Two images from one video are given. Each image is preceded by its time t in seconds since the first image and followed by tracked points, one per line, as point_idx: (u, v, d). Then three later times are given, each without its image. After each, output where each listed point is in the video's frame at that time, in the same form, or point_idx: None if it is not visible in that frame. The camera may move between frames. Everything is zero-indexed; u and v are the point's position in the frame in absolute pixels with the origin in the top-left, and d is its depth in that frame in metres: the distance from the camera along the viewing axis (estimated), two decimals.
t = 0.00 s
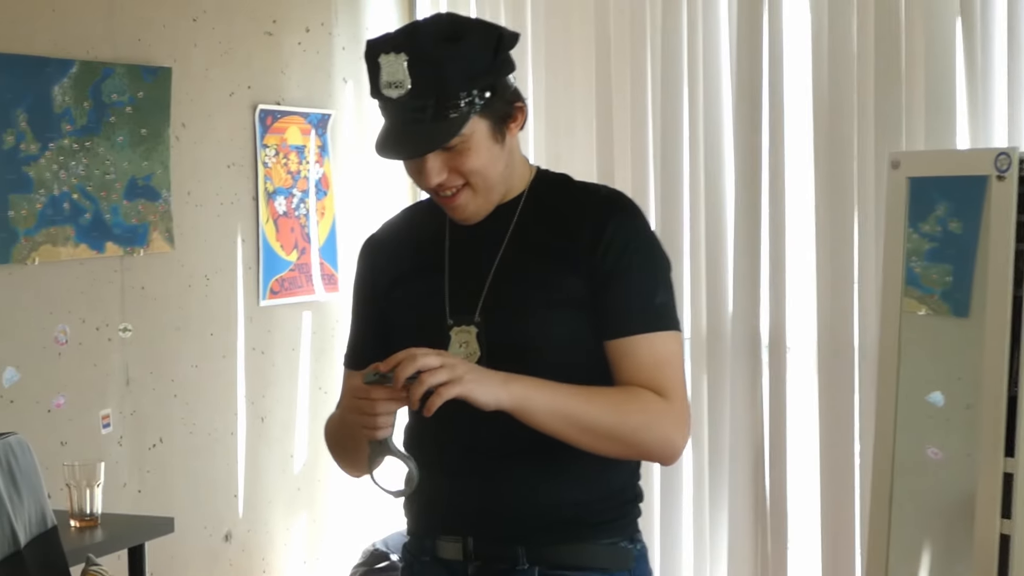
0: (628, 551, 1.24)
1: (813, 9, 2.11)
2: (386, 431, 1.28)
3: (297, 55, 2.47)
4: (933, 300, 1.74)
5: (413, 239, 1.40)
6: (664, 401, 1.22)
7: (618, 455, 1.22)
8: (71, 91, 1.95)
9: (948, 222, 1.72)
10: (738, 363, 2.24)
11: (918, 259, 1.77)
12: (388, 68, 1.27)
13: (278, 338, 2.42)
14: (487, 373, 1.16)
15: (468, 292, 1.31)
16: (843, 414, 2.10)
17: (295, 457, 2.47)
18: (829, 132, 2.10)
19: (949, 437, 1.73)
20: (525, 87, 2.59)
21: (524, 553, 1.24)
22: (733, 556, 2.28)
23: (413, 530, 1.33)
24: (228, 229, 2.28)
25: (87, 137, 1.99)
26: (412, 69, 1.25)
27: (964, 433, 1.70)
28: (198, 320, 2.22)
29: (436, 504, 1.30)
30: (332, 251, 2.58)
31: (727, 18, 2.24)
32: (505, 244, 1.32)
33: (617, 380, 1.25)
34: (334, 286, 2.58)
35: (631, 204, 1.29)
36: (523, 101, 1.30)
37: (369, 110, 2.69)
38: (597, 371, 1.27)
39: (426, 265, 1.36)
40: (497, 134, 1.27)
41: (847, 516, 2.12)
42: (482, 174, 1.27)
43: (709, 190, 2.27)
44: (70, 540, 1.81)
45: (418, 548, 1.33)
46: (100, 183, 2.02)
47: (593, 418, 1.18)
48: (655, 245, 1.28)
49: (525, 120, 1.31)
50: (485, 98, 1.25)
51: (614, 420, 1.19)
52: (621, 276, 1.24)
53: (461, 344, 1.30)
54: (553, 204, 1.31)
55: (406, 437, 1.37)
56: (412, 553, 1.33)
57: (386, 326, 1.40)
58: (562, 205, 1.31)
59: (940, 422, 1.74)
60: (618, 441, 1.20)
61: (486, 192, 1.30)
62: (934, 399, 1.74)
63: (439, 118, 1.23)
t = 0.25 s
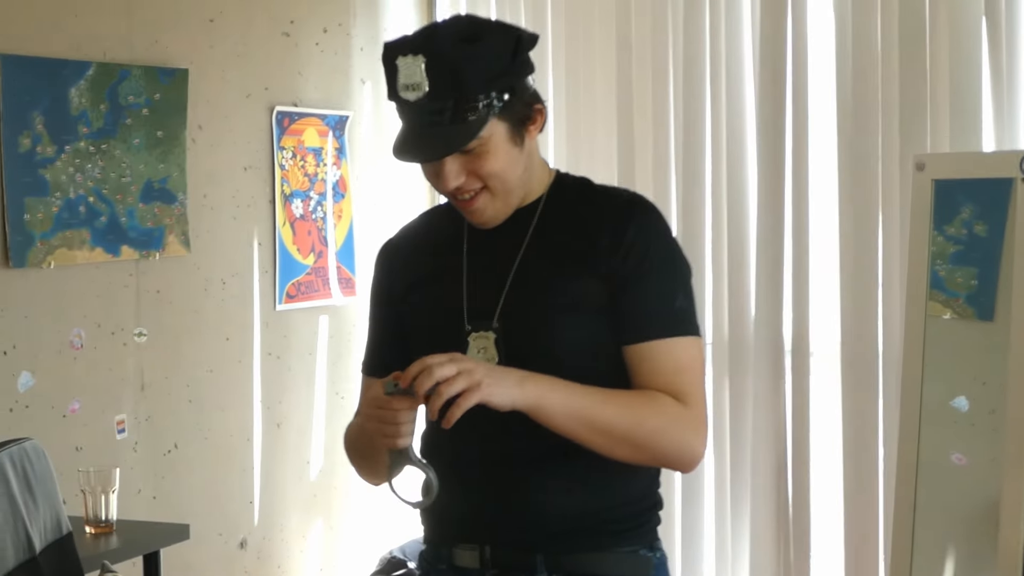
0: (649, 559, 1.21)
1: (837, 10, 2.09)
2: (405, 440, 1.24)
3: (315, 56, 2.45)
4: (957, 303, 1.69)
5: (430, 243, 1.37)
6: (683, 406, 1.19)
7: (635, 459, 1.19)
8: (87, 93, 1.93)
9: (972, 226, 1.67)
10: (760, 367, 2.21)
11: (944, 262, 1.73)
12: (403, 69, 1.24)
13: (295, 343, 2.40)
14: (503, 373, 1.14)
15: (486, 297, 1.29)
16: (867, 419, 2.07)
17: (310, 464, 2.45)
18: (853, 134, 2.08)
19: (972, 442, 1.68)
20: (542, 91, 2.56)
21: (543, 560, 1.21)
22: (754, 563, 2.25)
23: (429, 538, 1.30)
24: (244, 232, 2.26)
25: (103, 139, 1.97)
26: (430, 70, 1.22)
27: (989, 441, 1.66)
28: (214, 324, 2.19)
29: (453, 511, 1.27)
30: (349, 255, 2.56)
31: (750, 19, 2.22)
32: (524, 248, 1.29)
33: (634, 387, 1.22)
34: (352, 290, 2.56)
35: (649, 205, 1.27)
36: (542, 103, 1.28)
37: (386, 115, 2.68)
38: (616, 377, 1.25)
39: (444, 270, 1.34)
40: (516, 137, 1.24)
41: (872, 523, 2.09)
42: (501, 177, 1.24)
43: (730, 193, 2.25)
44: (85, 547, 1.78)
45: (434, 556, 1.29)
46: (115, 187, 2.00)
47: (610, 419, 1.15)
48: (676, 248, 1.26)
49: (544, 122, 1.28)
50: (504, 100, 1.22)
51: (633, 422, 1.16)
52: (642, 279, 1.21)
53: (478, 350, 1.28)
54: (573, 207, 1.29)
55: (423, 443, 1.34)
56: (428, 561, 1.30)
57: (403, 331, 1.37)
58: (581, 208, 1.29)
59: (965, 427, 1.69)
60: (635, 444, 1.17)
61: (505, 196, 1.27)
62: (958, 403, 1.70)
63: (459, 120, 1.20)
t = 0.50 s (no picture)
0: (652, 560, 1.22)
1: (841, 13, 2.09)
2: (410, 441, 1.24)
3: (318, 58, 2.45)
4: (961, 305, 1.69)
5: (433, 244, 1.37)
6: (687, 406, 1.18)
7: (637, 461, 1.18)
8: (91, 95, 1.93)
9: (976, 226, 1.67)
10: (764, 370, 2.21)
11: (947, 263, 1.72)
12: (406, 70, 1.24)
13: (298, 345, 2.40)
14: (505, 377, 1.13)
15: (488, 300, 1.29)
16: (871, 422, 2.07)
17: (313, 466, 2.45)
18: (857, 136, 2.08)
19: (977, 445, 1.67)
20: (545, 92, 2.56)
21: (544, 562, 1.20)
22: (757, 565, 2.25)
23: (432, 539, 1.30)
24: (248, 235, 2.26)
25: (107, 141, 1.96)
26: (432, 71, 1.22)
27: (993, 443, 1.65)
28: (217, 326, 2.19)
29: (454, 512, 1.27)
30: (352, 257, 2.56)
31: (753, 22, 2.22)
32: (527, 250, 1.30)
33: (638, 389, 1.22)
34: (354, 292, 2.56)
35: (652, 209, 1.27)
36: (546, 104, 1.28)
37: (390, 117, 2.68)
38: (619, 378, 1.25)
39: (447, 272, 1.34)
40: (519, 138, 1.24)
41: (876, 526, 2.09)
42: (504, 178, 1.24)
43: (734, 195, 2.25)
44: (90, 550, 1.78)
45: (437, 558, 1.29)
46: (118, 189, 1.99)
47: (614, 418, 1.14)
48: (680, 250, 1.25)
49: (547, 124, 1.29)
50: (507, 101, 1.22)
51: (637, 421, 1.15)
52: (645, 281, 1.21)
53: (482, 351, 1.28)
54: (574, 210, 1.30)
55: (427, 445, 1.35)
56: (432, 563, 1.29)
57: (406, 334, 1.37)
58: (583, 212, 1.29)
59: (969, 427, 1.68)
60: (637, 446, 1.16)
61: (508, 197, 1.27)
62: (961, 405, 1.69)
63: (461, 122, 1.20)
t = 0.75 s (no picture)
0: (653, 559, 1.22)
1: (841, 13, 2.09)
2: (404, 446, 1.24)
3: (318, 58, 2.44)
4: (961, 304, 1.69)
5: (434, 243, 1.38)
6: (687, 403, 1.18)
7: (639, 459, 1.18)
8: (90, 95, 1.93)
9: (976, 226, 1.67)
10: (764, 368, 2.21)
11: (947, 262, 1.71)
12: (406, 69, 1.24)
13: (298, 345, 2.40)
14: (503, 378, 1.12)
15: (488, 299, 1.29)
16: (871, 422, 2.07)
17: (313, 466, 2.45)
18: (857, 136, 2.08)
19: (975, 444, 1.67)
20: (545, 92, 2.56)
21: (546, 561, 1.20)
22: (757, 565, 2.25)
23: (434, 539, 1.30)
24: (248, 235, 2.26)
25: (106, 141, 1.96)
26: (433, 71, 1.22)
27: (993, 442, 1.65)
28: (217, 326, 2.19)
29: (456, 512, 1.27)
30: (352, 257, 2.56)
31: (753, 22, 2.22)
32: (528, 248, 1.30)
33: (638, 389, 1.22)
34: (354, 292, 2.56)
35: (651, 205, 1.26)
36: (546, 104, 1.28)
37: (391, 117, 2.68)
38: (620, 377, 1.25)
39: (448, 271, 1.34)
40: (518, 137, 1.24)
41: (876, 526, 2.09)
42: (503, 178, 1.24)
43: (734, 195, 2.25)
44: (91, 551, 1.77)
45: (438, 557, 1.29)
46: (118, 189, 1.99)
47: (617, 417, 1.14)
48: (679, 248, 1.25)
49: (547, 124, 1.29)
50: (507, 102, 1.22)
51: (639, 419, 1.15)
52: (644, 280, 1.20)
53: (482, 350, 1.27)
54: (574, 208, 1.29)
55: (427, 444, 1.35)
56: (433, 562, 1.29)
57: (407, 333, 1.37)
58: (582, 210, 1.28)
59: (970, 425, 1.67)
60: (638, 444, 1.16)
61: (508, 196, 1.27)
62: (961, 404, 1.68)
63: (461, 121, 1.19)
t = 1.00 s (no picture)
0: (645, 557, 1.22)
1: (833, 13, 2.09)
2: (386, 446, 1.23)
3: (311, 57, 2.45)
4: (954, 302, 1.69)
5: (426, 244, 1.37)
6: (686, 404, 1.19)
7: (636, 456, 1.18)
8: (83, 94, 1.93)
9: (969, 224, 1.67)
10: (757, 368, 2.22)
11: (939, 261, 1.71)
12: (402, 67, 1.24)
13: (292, 344, 2.40)
14: (500, 379, 1.12)
15: (483, 300, 1.29)
16: (864, 420, 2.08)
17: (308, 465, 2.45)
18: (849, 135, 2.08)
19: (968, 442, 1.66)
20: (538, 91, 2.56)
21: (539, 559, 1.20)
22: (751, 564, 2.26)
23: (427, 536, 1.29)
24: (241, 234, 2.26)
25: (99, 140, 1.96)
26: (429, 69, 1.22)
27: (985, 441, 1.65)
28: (210, 325, 2.19)
29: (449, 509, 1.26)
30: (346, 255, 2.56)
31: (746, 21, 2.22)
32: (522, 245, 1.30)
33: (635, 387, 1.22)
34: (348, 291, 2.56)
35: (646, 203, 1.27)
36: (540, 102, 1.28)
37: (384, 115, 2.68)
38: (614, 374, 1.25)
39: (440, 269, 1.34)
40: (514, 135, 1.24)
41: (868, 525, 2.09)
42: (499, 175, 1.23)
43: (726, 194, 2.25)
44: (83, 550, 1.78)
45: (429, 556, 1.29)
46: (111, 188, 1.99)
47: (615, 413, 1.14)
48: (674, 246, 1.25)
49: (542, 122, 1.28)
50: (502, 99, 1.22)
51: (635, 417, 1.15)
52: (640, 278, 1.21)
53: (477, 348, 1.27)
54: (570, 207, 1.30)
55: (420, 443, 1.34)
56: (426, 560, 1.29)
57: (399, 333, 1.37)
58: (578, 209, 1.29)
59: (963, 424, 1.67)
60: (636, 441, 1.16)
61: (503, 195, 1.26)
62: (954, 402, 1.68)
63: (457, 120, 1.19)
